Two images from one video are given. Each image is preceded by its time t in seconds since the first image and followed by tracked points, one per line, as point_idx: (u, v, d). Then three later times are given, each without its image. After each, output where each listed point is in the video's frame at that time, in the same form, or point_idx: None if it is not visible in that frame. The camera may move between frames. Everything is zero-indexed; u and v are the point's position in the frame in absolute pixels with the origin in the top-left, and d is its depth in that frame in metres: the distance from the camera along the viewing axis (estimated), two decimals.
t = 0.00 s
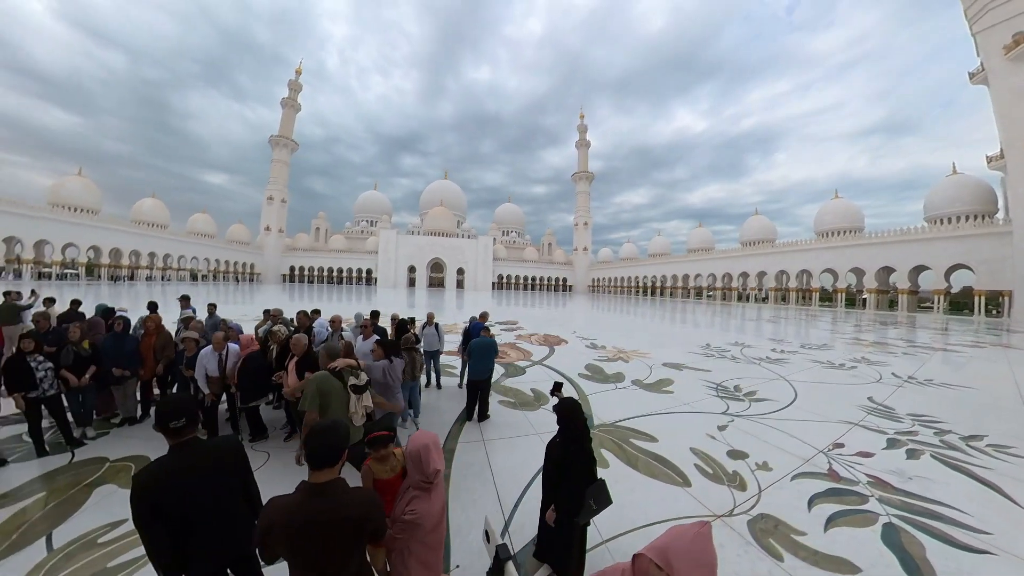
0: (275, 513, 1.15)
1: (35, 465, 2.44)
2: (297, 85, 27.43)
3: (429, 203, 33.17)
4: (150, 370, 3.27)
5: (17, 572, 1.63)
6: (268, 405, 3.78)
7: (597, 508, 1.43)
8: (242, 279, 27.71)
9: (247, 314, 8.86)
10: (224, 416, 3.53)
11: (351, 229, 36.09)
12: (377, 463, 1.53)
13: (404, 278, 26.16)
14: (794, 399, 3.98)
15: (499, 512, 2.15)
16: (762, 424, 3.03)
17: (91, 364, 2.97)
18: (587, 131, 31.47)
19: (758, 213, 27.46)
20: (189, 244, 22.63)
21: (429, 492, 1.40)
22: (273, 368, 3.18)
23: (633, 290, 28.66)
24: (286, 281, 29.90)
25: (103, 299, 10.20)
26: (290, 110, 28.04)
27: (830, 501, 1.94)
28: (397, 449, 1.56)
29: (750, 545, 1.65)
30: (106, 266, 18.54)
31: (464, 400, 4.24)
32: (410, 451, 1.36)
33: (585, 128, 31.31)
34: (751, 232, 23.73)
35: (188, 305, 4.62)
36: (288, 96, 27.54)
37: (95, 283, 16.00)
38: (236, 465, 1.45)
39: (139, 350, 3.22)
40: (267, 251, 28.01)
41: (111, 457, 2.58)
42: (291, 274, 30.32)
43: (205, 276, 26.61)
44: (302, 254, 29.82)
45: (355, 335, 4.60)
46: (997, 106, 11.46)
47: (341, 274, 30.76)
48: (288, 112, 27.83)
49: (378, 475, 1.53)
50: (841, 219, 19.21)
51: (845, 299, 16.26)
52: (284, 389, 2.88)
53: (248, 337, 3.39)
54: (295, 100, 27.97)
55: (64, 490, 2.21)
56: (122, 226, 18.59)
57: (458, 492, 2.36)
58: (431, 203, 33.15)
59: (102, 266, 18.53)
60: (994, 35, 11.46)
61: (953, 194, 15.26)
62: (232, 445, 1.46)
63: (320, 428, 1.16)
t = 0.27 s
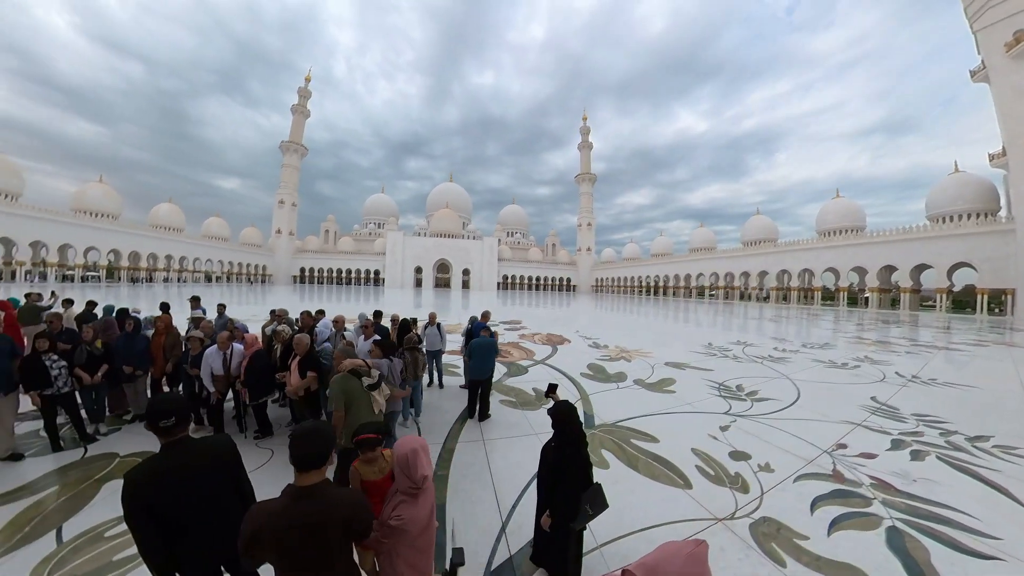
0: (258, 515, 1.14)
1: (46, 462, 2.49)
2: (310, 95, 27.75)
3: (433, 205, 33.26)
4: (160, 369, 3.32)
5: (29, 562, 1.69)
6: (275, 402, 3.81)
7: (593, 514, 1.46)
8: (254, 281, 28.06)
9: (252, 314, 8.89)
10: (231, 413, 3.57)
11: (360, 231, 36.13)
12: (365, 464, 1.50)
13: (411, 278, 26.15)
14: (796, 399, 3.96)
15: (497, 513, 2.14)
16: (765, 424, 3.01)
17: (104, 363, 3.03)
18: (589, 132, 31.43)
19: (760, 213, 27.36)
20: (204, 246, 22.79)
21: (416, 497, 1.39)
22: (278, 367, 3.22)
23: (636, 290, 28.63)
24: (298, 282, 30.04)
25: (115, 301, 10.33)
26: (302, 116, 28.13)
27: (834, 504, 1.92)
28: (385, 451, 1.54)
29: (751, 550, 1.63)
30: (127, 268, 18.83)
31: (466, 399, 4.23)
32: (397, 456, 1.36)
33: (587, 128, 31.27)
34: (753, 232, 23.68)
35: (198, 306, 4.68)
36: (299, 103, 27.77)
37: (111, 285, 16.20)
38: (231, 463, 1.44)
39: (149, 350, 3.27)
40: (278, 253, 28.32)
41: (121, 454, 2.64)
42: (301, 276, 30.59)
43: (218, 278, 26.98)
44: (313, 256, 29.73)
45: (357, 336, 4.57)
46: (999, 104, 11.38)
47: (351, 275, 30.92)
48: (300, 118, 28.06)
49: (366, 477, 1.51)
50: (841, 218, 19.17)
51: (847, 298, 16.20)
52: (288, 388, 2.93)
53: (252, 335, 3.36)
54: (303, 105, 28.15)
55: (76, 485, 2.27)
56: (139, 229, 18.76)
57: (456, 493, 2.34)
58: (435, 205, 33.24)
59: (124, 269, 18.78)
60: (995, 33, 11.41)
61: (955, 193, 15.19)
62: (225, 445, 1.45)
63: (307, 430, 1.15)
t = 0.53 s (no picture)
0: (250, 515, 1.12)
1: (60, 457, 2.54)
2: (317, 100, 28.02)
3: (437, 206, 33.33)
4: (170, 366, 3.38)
5: (43, 552, 1.72)
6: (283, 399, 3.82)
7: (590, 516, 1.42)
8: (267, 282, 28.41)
9: (260, 314, 8.95)
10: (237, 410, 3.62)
11: (367, 233, 36.37)
12: (356, 463, 1.50)
13: (417, 278, 26.18)
14: (799, 397, 3.93)
15: (494, 512, 2.12)
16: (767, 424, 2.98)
17: (116, 361, 3.09)
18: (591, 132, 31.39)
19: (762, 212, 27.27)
20: (215, 248, 23.18)
21: (407, 497, 1.39)
22: (283, 365, 3.24)
23: (640, 289, 28.58)
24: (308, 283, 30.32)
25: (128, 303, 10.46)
26: (309, 122, 28.27)
27: (837, 505, 1.90)
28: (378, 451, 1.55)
29: (753, 553, 1.61)
30: (144, 270, 19.17)
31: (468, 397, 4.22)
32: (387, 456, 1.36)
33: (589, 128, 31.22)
34: (753, 231, 23.64)
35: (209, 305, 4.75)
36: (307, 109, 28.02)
37: (127, 286, 16.47)
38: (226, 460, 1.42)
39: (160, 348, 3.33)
40: (289, 255, 28.62)
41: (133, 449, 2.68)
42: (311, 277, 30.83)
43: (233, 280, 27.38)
44: (323, 257, 29.99)
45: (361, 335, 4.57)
46: (1001, 100, 11.28)
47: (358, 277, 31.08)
48: (308, 125, 28.24)
49: (357, 476, 1.51)
50: (843, 217, 19.11)
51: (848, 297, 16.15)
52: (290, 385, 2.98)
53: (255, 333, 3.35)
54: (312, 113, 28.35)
55: (89, 478, 2.30)
56: (150, 233, 19.09)
57: (455, 492, 2.32)
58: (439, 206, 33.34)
59: (141, 271, 19.15)
60: (994, 30, 11.37)
61: (956, 191, 15.13)
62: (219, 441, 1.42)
63: (297, 429, 1.14)
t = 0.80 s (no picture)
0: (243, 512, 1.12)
1: (77, 451, 2.60)
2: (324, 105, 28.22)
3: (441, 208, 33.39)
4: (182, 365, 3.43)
5: (58, 541, 1.78)
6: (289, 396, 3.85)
7: (586, 518, 1.44)
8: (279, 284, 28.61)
9: (266, 315, 8.99)
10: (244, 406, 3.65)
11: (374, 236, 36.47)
12: (351, 460, 1.52)
13: (424, 278, 26.16)
14: (800, 396, 3.92)
15: (492, 510, 2.11)
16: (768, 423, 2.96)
17: (131, 359, 3.15)
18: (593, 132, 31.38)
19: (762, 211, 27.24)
20: (230, 251, 23.45)
21: (400, 495, 1.39)
22: (288, 363, 3.27)
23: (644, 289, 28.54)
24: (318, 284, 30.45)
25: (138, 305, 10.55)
26: (319, 128, 28.39)
27: (839, 506, 1.88)
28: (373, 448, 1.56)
29: (753, 556, 1.60)
30: (161, 272, 19.46)
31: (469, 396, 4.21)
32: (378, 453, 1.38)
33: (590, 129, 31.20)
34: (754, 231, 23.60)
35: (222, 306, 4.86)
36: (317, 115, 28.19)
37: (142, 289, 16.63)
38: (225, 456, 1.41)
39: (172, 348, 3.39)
40: (300, 257, 28.82)
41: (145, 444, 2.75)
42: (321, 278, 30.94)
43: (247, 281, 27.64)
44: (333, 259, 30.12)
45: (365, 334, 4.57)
46: (1003, 97, 11.20)
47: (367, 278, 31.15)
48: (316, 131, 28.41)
49: (351, 472, 1.52)
50: (844, 216, 19.07)
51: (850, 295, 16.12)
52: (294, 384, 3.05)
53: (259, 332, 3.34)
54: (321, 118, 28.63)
55: (104, 471, 2.38)
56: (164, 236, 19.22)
57: (454, 490, 2.32)
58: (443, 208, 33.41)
59: (159, 273, 19.44)
60: (994, 28, 11.34)
61: (958, 188, 15.08)
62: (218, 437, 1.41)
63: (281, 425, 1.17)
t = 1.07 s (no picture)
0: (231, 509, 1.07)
1: (95, 444, 2.66)
2: (332, 110, 28.36)
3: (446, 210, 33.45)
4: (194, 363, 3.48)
5: (76, 529, 1.84)
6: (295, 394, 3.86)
7: (576, 518, 1.39)
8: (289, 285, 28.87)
9: (271, 316, 9.03)
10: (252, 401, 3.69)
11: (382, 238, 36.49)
12: (343, 455, 1.50)
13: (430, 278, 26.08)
14: (800, 396, 3.89)
15: (486, 507, 2.08)
16: (767, 423, 2.92)
17: (146, 357, 3.19)
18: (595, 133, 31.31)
19: (763, 212, 27.17)
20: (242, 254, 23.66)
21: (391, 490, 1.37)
22: (294, 361, 3.28)
23: (646, 289, 28.47)
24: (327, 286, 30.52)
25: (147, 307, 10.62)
26: (327, 134, 28.40)
27: (837, 507, 1.85)
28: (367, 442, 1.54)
29: (747, 557, 1.57)
30: (177, 275, 19.77)
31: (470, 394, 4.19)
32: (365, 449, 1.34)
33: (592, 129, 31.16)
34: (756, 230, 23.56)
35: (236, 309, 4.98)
36: (326, 122, 28.22)
37: (155, 291, 16.82)
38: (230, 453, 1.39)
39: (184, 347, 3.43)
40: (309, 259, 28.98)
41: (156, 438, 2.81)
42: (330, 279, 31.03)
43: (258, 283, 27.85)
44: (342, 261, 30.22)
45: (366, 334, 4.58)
46: (1004, 95, 11.12)
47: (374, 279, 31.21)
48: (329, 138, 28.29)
49: (343, 466, 1.50)
50: (844, 216, 19.04)
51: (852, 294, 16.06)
52: (297, 382, 3.06)
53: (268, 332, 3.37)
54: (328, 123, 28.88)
55: (120, 463, 2.45)
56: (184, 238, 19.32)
57: (448, 487, 2.28)
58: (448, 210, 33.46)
59: (176, 276, 19.71)
60: (992, 27, 11.30)
61: (958, 186, 15.04)
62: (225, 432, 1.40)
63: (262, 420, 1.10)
